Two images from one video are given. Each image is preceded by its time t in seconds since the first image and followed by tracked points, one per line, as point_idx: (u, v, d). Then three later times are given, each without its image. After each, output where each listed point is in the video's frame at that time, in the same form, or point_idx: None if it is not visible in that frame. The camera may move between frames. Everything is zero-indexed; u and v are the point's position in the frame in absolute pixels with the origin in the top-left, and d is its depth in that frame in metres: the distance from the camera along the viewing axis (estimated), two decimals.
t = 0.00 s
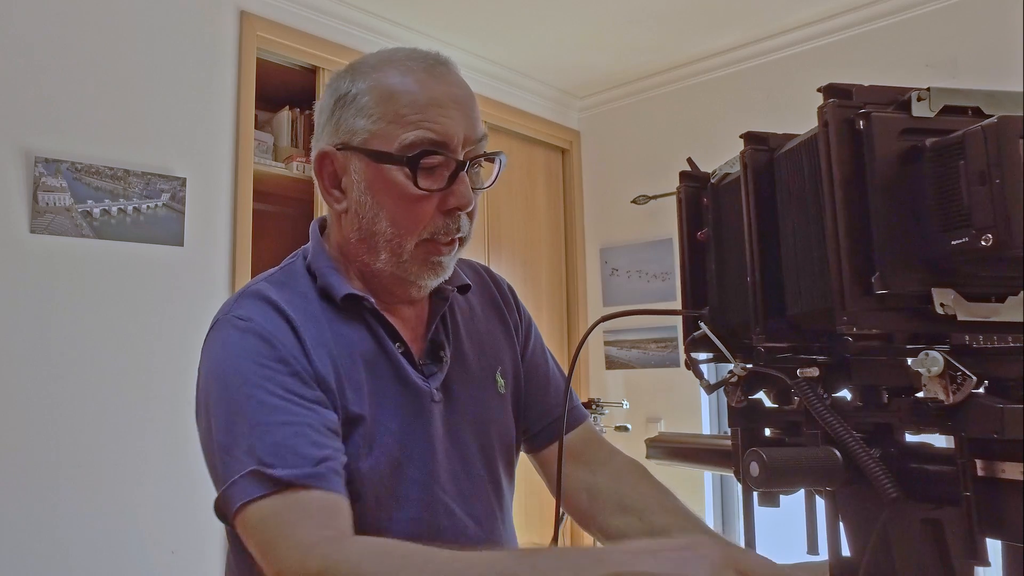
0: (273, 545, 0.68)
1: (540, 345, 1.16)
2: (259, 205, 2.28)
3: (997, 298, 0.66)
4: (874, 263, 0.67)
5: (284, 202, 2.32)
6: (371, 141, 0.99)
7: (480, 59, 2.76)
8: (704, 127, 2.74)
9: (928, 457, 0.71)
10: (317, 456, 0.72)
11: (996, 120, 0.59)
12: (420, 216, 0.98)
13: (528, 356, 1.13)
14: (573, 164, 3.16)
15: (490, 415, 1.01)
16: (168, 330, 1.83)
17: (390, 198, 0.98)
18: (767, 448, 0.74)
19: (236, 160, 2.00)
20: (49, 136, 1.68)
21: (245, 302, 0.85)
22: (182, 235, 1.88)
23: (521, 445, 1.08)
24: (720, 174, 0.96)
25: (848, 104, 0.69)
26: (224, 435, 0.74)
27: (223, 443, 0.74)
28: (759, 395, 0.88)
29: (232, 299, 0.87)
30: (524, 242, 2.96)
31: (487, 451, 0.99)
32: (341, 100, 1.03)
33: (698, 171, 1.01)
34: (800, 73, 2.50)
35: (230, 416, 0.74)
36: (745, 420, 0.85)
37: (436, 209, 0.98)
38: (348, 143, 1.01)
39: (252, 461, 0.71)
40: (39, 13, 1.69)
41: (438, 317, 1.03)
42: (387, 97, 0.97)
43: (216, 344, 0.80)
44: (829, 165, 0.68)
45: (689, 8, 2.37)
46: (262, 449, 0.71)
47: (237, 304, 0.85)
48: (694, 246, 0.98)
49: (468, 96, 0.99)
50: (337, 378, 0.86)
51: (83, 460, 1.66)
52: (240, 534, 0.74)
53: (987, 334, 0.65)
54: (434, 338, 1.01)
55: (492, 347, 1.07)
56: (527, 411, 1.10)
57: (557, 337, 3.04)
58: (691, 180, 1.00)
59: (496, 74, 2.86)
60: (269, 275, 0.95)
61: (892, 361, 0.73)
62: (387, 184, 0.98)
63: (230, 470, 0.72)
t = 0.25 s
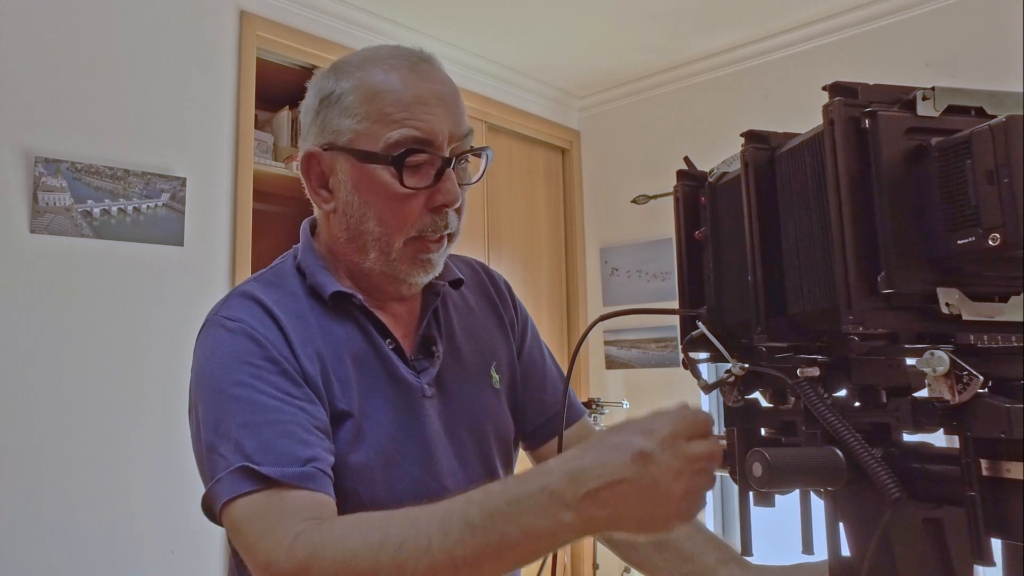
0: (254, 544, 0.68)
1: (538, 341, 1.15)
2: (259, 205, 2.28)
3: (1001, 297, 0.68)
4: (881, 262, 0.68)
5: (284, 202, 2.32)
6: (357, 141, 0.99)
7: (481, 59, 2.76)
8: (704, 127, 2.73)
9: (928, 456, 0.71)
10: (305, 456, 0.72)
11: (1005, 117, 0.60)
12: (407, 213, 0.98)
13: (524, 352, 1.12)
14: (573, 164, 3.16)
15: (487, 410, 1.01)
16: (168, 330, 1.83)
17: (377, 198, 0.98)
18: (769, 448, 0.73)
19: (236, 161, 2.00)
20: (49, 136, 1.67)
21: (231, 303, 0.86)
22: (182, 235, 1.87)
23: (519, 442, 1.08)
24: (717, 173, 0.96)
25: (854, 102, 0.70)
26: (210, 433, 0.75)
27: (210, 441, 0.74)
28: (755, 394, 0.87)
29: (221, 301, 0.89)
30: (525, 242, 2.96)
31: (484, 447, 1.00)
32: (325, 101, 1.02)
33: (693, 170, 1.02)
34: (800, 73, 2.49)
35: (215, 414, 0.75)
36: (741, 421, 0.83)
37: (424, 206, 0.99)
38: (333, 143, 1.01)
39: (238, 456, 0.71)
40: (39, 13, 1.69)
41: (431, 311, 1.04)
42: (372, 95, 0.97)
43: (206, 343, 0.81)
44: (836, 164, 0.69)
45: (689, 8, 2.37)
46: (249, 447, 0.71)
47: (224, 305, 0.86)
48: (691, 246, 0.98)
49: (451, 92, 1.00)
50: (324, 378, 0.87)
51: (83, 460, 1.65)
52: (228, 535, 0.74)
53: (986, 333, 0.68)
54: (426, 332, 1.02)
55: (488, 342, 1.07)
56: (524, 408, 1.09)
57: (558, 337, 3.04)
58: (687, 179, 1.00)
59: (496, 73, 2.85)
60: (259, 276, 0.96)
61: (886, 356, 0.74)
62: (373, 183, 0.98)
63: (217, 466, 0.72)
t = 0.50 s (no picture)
0: (274, 524, 0.67)
1: (537, 339, 1.15)
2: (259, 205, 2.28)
3: (1001, 297, 0.69)
4: (883, 262, 0.68)
5: (284, 202, 2.32)
6: (347, 141, 0.99)
7: (481, 59, 2.76)
8: (704, 127, 2.73)
9: (929, 456, 0.71)
10: (313, 438, 0.73)
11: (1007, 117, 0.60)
12: (400, 210, 0.98)
13: (522, 349, 1.12)
14: (573, 164, 3.16)
15: (484, 408, 1.01)
16: (168, 330, 1.83)
17: (368, 197, 0.98)
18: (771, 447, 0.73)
19: (236, 161, 2.00)
20: (49, 136, 1.67)
21: (227, 300, 0.87)
22: (182, 235, 1.87)
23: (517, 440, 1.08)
24: (715, 173, 0.96)
25: (856, 101, 0.70)
26: (212, 424, 0.75)
27: (212, 429, 0.74)
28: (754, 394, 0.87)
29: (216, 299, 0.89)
30: (525, 242, 2.96)
31: (481, 444, 1.00)
32: (315, 101, 1.02)
33: (692, 169, 1.02)
34: (799, 73, 2.49)
35: (218, 403, 0.75)
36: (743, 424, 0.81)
37: (415, 205, 0.99)
38: (323, 144, 1.01)
39: (246, 440, 0.72)
40: (38, 13, 1.69)
41: (426, 309, 1.04)
42: (361, 93, 0.97)
43: (205, 336, 0.81)
44: (837, 163, 0.69)
45: (689, 8, 2.37)
46: (255, 430, 0.72)
47: (220, 303, 0.87)
48: (691, 245, 0.98)
49: (439, 89, 0.99)
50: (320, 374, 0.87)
51: (83, 460, 1.65)
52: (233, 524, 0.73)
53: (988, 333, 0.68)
54: (421, 330, 1.02)
55: (484, 340, 1.07)
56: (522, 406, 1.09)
57: (557, 337, 3.04)
58: (686, 178, 1.01)
59: (496, 73, 2.85)
60: (254, 277, 0.96)
61: (887, 356, 0.75)
62: (365, 181, 0.98)
63: (223, 452, 0.72)
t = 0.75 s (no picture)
0: (275, 527, 0.68)
1: (535, 339, 1.15)
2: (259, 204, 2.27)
3: (1001, 297, 0.69)
4: (884, 262, 0.68)
5: (284, 201, 2.32)
6: (343, 142, 0.99)
7: (480, 58, 2.76)
8: (704, 126, 2.73)
9: (929, 456, 0.71)
10: (311, 439, 0.74)
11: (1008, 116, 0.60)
12: (395, 211, 0.98)
13: (520, 350, 1.12)
14: (573, 164, 3.16)
15: (481, 408, 1.01)
16: (168, 331, 1.83)
17: (364, 198, 0.98)
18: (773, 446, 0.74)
19: (236, 160, 1.99)
20: (49, 136, 1.67)
21: (224, 301, 0.88)
22: (183, 235, 1.87)
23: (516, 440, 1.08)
24: (715, 172, 0.96)
25: (857, 101, 0.70)
26: (211, 424, 0.76)
27: (211, 430, 0.75)
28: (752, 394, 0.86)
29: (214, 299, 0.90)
30: (525, 241, 2.96)
31: (479, 444, 0.99)
32: (310, 103, 1.02)
33: (692, 168, 1.03)
34: (799, 73, 2.49)
35: (216, 404, 0.76)
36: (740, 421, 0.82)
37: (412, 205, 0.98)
38: (319, 145, 1.01)
39: (244, 442, 0.73)
40: (38, 12, 1.68)
41: (424, 308, 1.03)
42: (357, 94, 0.97)
43: (202, 338, 0.82)
44: (838, 163, 0.69)
45: (689, 7, 2.37)
46: (254, 432, 0.73)
47: (218, 303, 0.88)
48: (691, 245, 0.98)
49: (436, 90, 0.99)
50: (316, 375, 0.87)
51: (83, 460, 1.65)
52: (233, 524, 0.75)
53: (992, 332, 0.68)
54: (418, 330, 1.02)
55: (481, 340, 1.07)
56: (519, 406, 1.09)
57: (557, 336, 3.05)
58: (685, 177, 1.01)
59: (496, 73, 2.85)
60: (250, 277, 0.97)
61: (888, 357, 0.75)
62: (360, 183, 0.98)
63: (220, 454, 0.74)
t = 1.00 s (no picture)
0: (267, 536, 0.69)
1: (531, 338, 1.15)
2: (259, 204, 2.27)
3: (1001, 297, 0.69)
4: (884, 261, 0.68)
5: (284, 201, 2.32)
6: (334, 143, 0.99)
7: (480, 58, 2.76)
8: (704, 126, 2.73)
9: (929, 456, 0.72)
10: (304, 446, 0.75)
11: (1008, 116, 0.60)
12: (388, 215, 0.98)
13: (517, 349, 1.12)
14: (573, 163, 3.16)
15: (477, 408, 1.01)
16: (168, 331, 1.83)
17: (356, 201, 0.98)
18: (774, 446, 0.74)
19: (236, 160, 2.00)
20: (49, 136, 1.67)
21: (216, 304, 0.88)
22: (182, 235, 1.87)
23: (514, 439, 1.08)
24: (715, 172, 0.96)
25: (857, 101, 0.70)
26: (204, 430, 0.76)
27: (204, 437, 0.76)
28: (752, 393, 0.86)
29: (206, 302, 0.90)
30: (525, 241, 2.96)
31: (476, 443, 0.99)
32: (302, 103, 1.02)
33: (692, 168, 1.02)
34: (799, 73, 2.49)
35: (209, 409, 0.76)
36: (741, 419, 0.84)
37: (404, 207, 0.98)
38: (311, 146, 1.01)
39: (238, 450, 0.73)
40: (38, 12, 1.68)
41: (418, 309, 1.04)
42: (347, 94, 0.97)
43: (194, 343, 0.82)
44: (839, 162, 0.69)
45: (689, 7, 2.37)
46: (248, 439, 0.74)
47: (210, 306, 0.88)
48: (691, 245, 0.98)
49: (427, 90, 0.99)
50: (310, 377, 0.87)
51: (83, 460, 1.65)
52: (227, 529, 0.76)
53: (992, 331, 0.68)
54: (413, 331, 1.02)
55: (477, 340, 1.07)
56: (516, 405, 1.09)
57: (557, 336, 3.05)
58: (685, 177, 1.01)
59: (496, 73, 2.85)
60: (243, 279, 0.97)
61: (887, 355, 0.73)
62: (352, 186, 0.98)
63: (214, 461, 0.74)
